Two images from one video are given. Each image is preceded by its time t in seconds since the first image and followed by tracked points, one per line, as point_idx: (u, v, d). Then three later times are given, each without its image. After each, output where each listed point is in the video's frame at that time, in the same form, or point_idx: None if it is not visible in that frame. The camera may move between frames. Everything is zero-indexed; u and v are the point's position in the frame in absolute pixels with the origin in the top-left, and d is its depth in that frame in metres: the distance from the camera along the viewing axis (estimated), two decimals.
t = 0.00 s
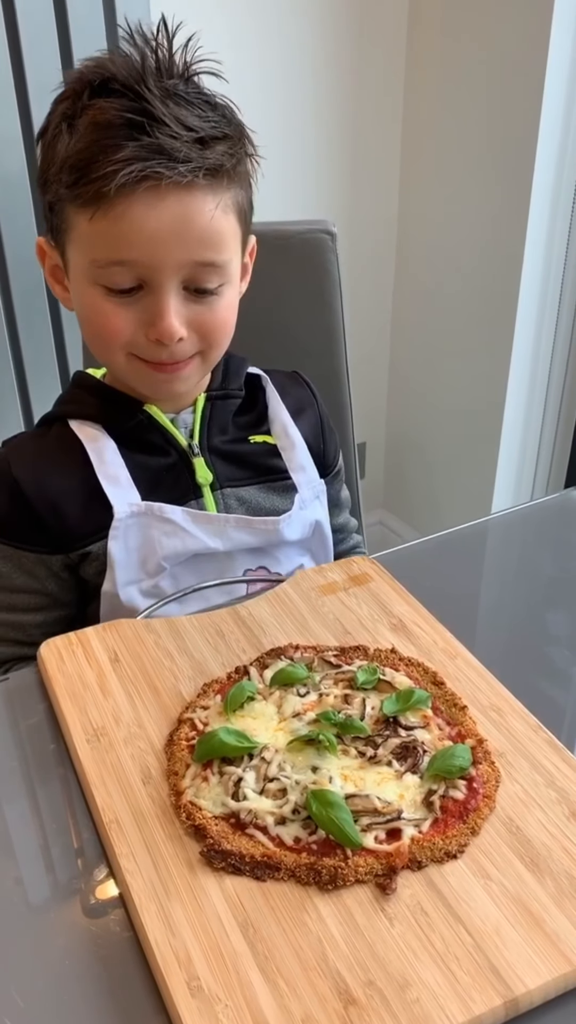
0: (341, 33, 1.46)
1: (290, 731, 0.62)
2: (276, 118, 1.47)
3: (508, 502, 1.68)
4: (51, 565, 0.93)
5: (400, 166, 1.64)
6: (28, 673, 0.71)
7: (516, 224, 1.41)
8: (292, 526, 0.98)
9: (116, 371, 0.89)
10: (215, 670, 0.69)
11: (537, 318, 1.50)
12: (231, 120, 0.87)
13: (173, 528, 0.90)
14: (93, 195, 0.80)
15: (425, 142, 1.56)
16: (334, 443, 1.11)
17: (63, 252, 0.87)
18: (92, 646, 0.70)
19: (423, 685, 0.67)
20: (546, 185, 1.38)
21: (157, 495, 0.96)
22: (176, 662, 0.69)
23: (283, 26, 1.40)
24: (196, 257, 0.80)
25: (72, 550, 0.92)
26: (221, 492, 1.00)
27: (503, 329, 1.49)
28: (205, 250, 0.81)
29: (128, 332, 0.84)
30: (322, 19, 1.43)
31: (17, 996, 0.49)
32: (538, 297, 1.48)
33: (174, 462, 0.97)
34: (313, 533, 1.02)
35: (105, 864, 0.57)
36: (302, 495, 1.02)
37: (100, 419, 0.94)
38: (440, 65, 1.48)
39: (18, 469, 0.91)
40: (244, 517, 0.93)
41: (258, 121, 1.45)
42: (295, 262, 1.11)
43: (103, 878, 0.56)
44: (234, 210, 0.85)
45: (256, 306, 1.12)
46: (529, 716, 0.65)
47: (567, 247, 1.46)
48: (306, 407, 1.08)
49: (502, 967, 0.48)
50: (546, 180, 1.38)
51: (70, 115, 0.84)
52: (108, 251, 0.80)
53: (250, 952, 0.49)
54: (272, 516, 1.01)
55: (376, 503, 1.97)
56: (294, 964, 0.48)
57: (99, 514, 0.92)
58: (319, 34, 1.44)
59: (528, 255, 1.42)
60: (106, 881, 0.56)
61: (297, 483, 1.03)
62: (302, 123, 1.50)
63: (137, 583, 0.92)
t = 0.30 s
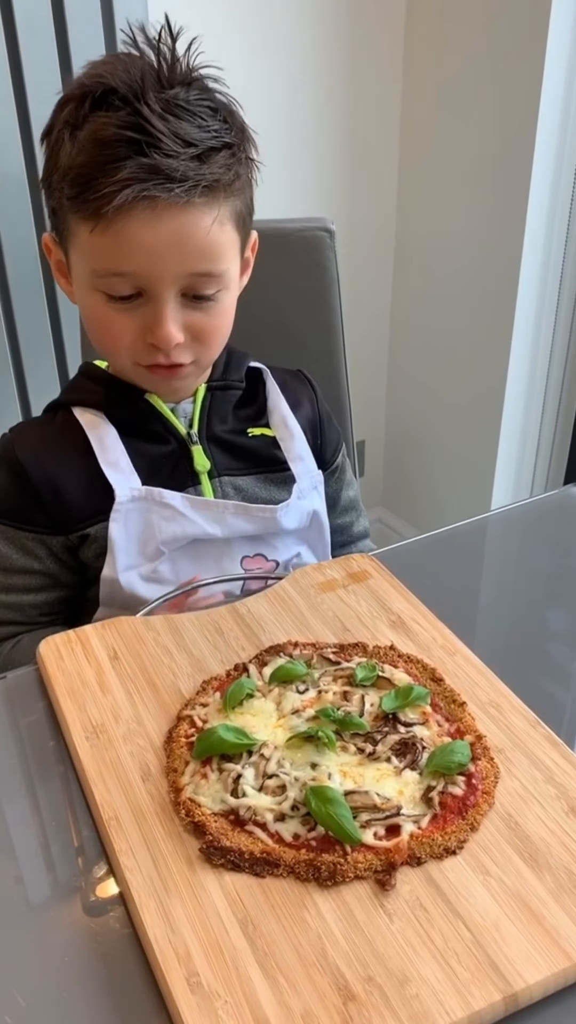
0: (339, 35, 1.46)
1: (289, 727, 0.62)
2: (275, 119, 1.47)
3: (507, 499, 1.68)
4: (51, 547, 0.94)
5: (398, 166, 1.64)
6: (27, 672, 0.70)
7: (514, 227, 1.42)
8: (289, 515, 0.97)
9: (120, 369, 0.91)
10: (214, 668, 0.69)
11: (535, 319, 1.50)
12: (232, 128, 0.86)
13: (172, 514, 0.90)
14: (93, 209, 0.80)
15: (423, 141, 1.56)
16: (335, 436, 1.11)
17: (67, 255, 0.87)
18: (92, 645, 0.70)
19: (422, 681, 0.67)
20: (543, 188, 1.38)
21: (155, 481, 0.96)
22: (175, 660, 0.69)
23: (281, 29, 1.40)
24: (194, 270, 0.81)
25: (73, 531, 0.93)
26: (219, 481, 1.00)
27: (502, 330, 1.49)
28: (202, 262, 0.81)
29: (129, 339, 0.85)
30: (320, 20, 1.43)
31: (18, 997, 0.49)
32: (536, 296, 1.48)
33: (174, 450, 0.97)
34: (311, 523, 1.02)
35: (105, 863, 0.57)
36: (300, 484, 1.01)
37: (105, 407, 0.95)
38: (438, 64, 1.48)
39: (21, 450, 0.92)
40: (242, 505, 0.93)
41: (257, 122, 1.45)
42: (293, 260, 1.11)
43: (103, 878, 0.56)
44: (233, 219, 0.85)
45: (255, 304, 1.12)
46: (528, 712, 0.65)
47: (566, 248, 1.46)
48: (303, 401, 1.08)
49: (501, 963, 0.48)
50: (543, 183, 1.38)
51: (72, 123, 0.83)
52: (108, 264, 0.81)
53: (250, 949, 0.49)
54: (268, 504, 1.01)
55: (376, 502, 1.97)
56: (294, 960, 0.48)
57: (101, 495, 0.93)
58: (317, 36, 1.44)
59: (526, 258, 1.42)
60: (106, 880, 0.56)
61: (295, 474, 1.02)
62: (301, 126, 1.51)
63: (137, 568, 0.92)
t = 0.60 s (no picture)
0: (335, 37, 1.46)
1: (287, 727, 0.62)
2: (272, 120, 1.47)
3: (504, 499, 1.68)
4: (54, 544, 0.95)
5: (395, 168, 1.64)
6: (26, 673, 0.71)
7: (510, 230, 1.42)
8: (289, 511, 0.97)
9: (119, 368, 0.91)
10: (212, 668, 0.69)
11: (531, 319, 1.50)
12: (225, 130, 0.87)
13: (173, 508, 0.91)
14: (88, 210, 0.80)
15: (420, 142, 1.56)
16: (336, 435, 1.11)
17: (64, 255, 0.87)
18: (90, 645, 0.70)
19: (420, 681, 0.67)
20: (540, 193, 1.39)
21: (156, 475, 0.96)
22: (173, 660, 0.69)
23: (277, 30, 1.41)
24: (187, 270, 0.81)
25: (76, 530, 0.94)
26: (217, 476, 1.00)
27: (499, 331, 1.50)
28: (196, 262, 0.81)
29: (125, 339, 0.85)
30: (316, 21, 1.43)
31: (18, 997, 0.49)
32: (533, 297, 1.48)
33: (172, 447, 0.97)
34: (310, 520, 1.02)
35: (103, 864, 0.57)
36: (299, 482, 1.01)
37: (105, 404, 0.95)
38: (435, 64, 1.48)
39: (21, 446, 0.93)
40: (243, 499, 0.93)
41: (253, 123, 1.45)
42: (290, 260, 1.11)
43: (102, 878, 0.56)
44: (227, 220, 0.85)
45: (252, 305, 1.12)
46: (525, 711, 0.65)
47: (563, 250, 1.47)
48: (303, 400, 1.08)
49: (498, 961, 0.48)
50: (540, 187, 1.38)
51: (68, 125, 0.83)
52: (103, 264, 0.81)
53: (248, 948, 0.49)
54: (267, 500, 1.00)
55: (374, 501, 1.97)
56: (291, 959, 0.48)
57: (101, 488, 0.93)
58: (313, 37, 1.44)
59: (523, 262, 1.43)
60: (105, 881, 0.56)
61: (295, 470, 1.02)
62: (298, 127, 1.51)
63: (137, 560, 0.92)
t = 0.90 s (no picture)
0: (335, 38, 1.46)
1: (288, 727, 0.62)
2: (272, 119, 1.47)
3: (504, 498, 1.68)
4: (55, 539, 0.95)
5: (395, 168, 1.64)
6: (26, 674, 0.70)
7: (510, 231, 1.42)
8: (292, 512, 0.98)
9: (121, 363, 0.90)
10: (214, 667, 0.69)
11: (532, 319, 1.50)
12: (225, 120, 0.87)
13: (176, 508, 0.91)
14: (89, 195, 0.80)
15: (421, 142, 1.56)
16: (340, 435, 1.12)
17: (66, 248, 0.87)
18: (91, 645, 0.70)
19: (421, 680, 0.67)
20: (540, 196, 1.39)
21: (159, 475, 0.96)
22: (175, 660, 0.69)
23: (278, 28, 1.40)
24: (190, 253, 0.81)
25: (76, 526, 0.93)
26: (220, 477, 0.99)
27: (500, 329, 1.49)
28: (199, 245, 0.81)
29: (129, 327, 0.84)
30: (315, 22, 1.43)
31: (19, 996, 0.49)
32: (533, 298, 1.48)
33: (175, 447, 0.97)
34: (313, 521, 1.02)
35: (104, 864, 0.57)
36: (303, 482, 1.01)
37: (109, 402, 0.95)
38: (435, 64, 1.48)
39: (23, 441, 0.93)
40: (245, 501, 0.94)
41: (253, 122, 1.45)
42: (290, 260, 1.11)
43: (103, 878, 0.56)
44: (228, 206, 0.85)
45: (253, 304, 1.12)
46: (526, 710, 0.65)
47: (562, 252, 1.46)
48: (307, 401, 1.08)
49: (500, 961, 0.48)
50: (540, 188, 1.38)
51: (69, 116, 0.83)
52: (105, 249, 0.80)
53: (250, 948, 0.49)
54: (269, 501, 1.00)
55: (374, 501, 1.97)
56: (293, 959, 0.48)
57: (103, 484, 0.93)
58: (312, 37, 1.44)
59: (523, 265, 1.43)
60: (106, 881, 0.56)
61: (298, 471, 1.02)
62: (298, 127, 1.51)
63: (140, 561, 0.92)
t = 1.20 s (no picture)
0: (336, 36, 1.46)
1: (290, 726, 0.62)
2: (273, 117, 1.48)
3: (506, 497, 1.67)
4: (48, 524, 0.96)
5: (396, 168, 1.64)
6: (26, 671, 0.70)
7: (511, 234, 1.42)
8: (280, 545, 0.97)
9: (132, 359, 0.89)
10: (215, 665, 0.69)
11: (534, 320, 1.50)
12: (239, 112, 0.88)
13: (161, 516, 0.91)
14: (96, 179, 0.81)
15: (422, 142, 1.56)
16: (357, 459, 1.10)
17: (78, 240, 0.88)
18: (93, 643, 0.70)
19: (423, 678, 0.67)
20: (540, 201, 1.38)
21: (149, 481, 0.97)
22: (176, 658, 0.69)
23: (279, 26, 1.41)
24: (197, 237, 0.80)
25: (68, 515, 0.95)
26: (211, 491, 1.00)
27: (501, 329, 1.49)
28: (205, 230, 0.81)
29: (136, 315, 0.83)
30: (316, 20, 1.43)
31: (22, 995, 0.49)
32: (534, 302, 1.48)
33: (172, 453, 0.97)
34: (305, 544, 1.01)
35: (105, 862, 0.57)
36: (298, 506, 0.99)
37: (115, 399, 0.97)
38: (436, 64, 1.48)
39: (26, 424, 0.96)
40: (231, 518, 0.92)
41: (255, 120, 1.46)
42: (292, 258, 1.11)
43: (104, 877, 0.56)
44: (239, 195, 0.85)
45: (254, 304, 1.12)
46: (528, 708, 0.65)
47: (563, 254, 1.46)
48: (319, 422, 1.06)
49: (503, 959, 0.48)
50: (540, 191, 1.37)
51: (83, 108, 0.85)
52: (112, 233, 0.81)
53: (252, 945, 0.49)
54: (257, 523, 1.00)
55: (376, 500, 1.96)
56: (295, 957, 0.48)
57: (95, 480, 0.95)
58: (314, 36, 1.45)
59: (524, 268, 1.42)
60: (107, 880, 0.56)
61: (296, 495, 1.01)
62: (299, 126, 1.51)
63: (120, 564, 0.93)
